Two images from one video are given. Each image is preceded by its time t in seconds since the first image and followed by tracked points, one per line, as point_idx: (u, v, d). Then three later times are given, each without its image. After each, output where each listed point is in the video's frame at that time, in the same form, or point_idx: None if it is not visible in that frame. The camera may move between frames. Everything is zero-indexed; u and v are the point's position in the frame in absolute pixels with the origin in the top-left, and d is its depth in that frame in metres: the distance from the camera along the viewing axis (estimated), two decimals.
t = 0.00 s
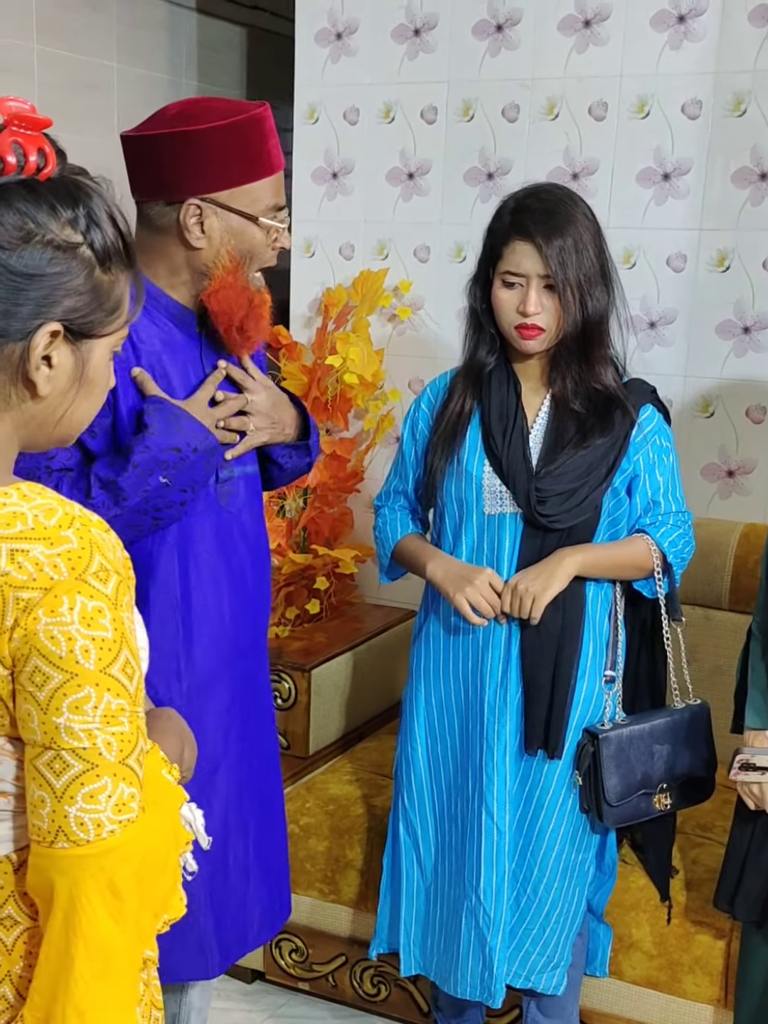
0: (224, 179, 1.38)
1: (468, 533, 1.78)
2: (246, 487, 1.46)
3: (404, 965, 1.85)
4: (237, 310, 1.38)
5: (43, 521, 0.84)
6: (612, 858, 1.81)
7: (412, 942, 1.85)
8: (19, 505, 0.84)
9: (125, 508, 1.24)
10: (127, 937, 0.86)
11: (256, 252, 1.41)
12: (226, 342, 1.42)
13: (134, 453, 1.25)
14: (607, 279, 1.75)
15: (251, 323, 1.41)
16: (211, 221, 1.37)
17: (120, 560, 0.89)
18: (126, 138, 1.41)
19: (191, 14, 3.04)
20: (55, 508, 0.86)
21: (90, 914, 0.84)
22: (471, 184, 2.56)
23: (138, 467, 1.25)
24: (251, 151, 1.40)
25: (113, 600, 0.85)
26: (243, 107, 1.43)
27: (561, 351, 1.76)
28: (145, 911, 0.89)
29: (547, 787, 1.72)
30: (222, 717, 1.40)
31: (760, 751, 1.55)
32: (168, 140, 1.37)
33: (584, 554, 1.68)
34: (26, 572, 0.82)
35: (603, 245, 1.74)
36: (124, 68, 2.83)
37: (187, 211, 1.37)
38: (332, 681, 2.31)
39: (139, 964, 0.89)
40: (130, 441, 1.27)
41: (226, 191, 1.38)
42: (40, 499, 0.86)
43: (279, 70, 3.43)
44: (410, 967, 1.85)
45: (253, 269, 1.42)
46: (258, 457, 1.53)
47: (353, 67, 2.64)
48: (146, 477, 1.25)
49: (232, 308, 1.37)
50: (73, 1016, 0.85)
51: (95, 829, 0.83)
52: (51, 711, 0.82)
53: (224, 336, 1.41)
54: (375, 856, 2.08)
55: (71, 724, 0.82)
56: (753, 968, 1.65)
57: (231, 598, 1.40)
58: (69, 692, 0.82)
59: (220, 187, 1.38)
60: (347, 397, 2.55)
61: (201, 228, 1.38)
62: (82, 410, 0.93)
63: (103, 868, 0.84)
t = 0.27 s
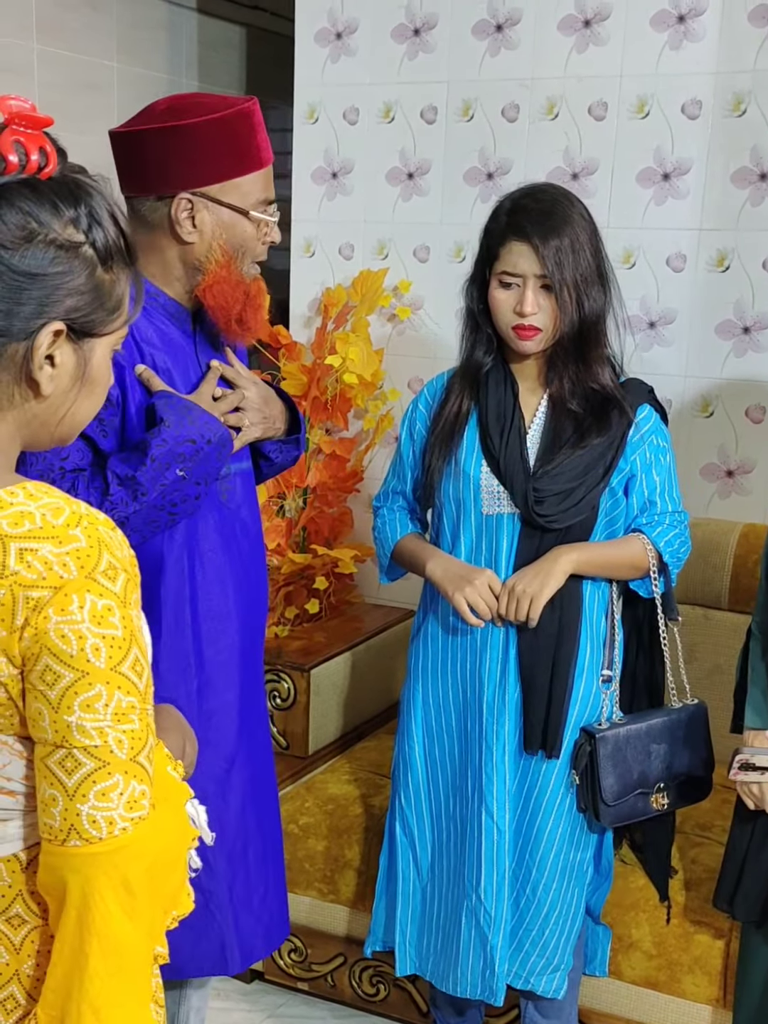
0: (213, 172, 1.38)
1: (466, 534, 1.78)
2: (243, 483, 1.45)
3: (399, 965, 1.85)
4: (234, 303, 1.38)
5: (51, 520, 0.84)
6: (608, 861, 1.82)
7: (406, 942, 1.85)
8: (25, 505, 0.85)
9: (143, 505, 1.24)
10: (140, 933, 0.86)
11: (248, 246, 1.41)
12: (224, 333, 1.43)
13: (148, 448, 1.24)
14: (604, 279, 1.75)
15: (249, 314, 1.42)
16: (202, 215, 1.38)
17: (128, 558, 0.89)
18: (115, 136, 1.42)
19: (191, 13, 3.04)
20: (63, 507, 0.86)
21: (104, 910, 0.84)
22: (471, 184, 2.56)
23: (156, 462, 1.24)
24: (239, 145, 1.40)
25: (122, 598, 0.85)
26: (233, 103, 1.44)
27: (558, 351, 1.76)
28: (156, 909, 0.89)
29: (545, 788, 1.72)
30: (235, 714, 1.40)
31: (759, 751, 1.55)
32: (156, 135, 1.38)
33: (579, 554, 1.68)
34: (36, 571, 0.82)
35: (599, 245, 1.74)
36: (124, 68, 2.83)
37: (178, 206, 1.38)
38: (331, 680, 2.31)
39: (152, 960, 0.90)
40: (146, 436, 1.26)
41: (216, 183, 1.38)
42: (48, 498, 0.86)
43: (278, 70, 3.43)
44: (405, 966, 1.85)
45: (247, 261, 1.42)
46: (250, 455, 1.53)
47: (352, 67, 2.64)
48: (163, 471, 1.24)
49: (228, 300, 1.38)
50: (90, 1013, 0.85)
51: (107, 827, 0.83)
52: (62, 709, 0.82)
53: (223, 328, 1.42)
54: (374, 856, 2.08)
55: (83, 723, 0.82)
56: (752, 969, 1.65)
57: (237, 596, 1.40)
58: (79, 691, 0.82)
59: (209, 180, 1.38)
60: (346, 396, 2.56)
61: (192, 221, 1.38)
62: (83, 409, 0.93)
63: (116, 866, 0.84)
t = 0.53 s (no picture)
0: (206, 168, 1.37)
1: (463, 533, 1.78)
2: (238, 481, 1.45)
3: (401, 962, 1.85)
4: (229, 299, 1.39)
5: (57, 519, 0.84)
6: (605, 861, 1.82)
7: (407, 941, 1.85)
8: (31, 504, 0.84)
9: (136, 502, 1.24)
10: (147, 932, 0.86)
11: (242, 243, 1.41)
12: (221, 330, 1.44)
13: (140, 445, 1.24)
14: (600, 279, 1.75)
15: (245, 309, 1.42)
16: (195, 213, 1.37)
17: (132, 557, 0.89)
18: (108, 132, 1.41)
19: (190, 12, 3.04)
20: (69, 506, 0.85)
21: (111, 909, 0.84)
22: (470, 183, 2.56)
23: (149, 458, 1.24)
24: (233, 141, 1.40)
25: (128, 597, 0.85)
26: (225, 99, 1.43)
27: (554, 350, 1.76)
28: (162, 908, 0.89)
29: (543, 787, 1.71)
30: (232, 710, 1.39)
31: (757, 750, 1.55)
32: (150, 131, 1.37)
33: (576, 553, 1.68)
34: (43, 571, 0.82)
35: (595, 244, 1.74)
36: (123, 67, 2.83)
37: (172, 204, 1.37)
38: (330, 679, 2.31)
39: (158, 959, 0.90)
40: (138, 433, 1.26)
41: (210, 178, 1.38)
42: (54, 496, 0.85)
43: (277, 69, 3.43)
44: (405, 965, 1.85)
45: (240, 259, 1.42)
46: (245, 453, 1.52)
47: (352, 66, 2.64)
48: (156, 468, 1.24)
49: (223, 297, 1.38)
50: (97, 1012, 0.85)
51: (114, 826, 0.83)
52: (70, 709, 0.82)
53: (219, 324, 1.42)
54: (373, 856, 2.08)
55: (90, 722, 0.82)
56: (751, 968, 1.65)
57: (235, 593, 1.40)
58: (87, 690, 0.82)
59: (201, 178, 1.37)
60: (345, 395, 2.56)
61: (185, 220, 1.38)
62: (86, 407, 0.93)
63: (123, 865, 0.84)
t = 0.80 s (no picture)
0: (198, 168, 1.38)
1: (459, 534, 1.78)
2: (233, 480, 1.45)
3: (402, 960, 1.85)
4: (220, 299, 1.38)
5: (54, 520, 0.84)
6: (602, 861, 1.82)
7: (405, 940, 1.85)
8: (28, 505, 0.84)
9: (127, 500, 1.24)
10: (142, 932, 0.86)
11: (234, 242, 1.41)
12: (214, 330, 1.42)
13: (131, 444, 1.24)
14: (594, 279, 1.75)
15: (237, 309, 1.41)
16: (187, 212, 1.37)
17: (128, 558, 0.89)
18: (101, 131, 1.42)
19: (189, 12, 3.04)
20: (66, 507, 0.86)
21: (106, 909, 0.84)
22: (469, 183, 2.55)
23: (140, 457, 1.24)
24: (224, 143, 1.40)
25: (124, 598, 0.85)
26: (216, 99, 1.43)
27: (550, 350, 1.76)
28: (157, 908, 0.89)
29: (540, 787, 1.71)
30: (228, 708, 1.39)
31: (752, 749, 1.55)
32: (144, 130, 1.37)
33: (572, 553, 1.68)
34: (39, 571, 0.82)
35: (590, 244, 1.74)
36: (122, 67, 2.83)
37: (164, 203, 1.37)
38: (328, 679, 2.31)
39: (152, 959, 0.90)
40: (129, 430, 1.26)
41: (202, 179, 1.39)
42: (51, 497, 0.85)
43: (276, 69, 3.43)
44: (404, 964, 1.85)
45: (233, 258, 1.42)
46: (242, 452, 1.52)
47: (350, 66, 2.64)
48: (147, 466, 1.24)
49: (215, 296, 1.37)
50: (91, 1012, 0.85)
51: (109, 826, 0.83)
52: (65, 709, 0.82)
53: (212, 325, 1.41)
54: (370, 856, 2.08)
55: (85, 723, 0.82)
56: (747, 968, 1.65)
57: (231, 592, 1.40)
58: (83, 690, 0.82)
59: (192, 178, 1.38)
60: (344, 395, 2.56)
61: (177, 219, 1.38)
62: (83, 408, 0.93)
63: (118, 864, 0.84)
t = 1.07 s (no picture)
0: (189, 167, 1.38)
1: (456, 534, 1.78)
2: (232, 478, 1.44)
3: (397, 963, 1.85)
4: (213, 297, 1.38)
5: (47, 519, 0.84)
6: (590, 867, 1.83)
7: (403, 942, 1.85)
8: (22, 503, 0.84)
9: (121, 495, 1.24)
10: (134, 931, 0.86)
11: (228, 240, 1.40)
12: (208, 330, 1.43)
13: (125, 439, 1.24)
14: (590, 279, 1.74)
15: (229, 309, 1.41)
16: (180, 209, 1.37)
17: (122, 558, 0.89)
18: (96, 130, 1.42)
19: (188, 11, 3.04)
20: (59, 506, 0.85)
21: (98, 909, 0.84)
22: (468, 182, 2.55)
23: (134, 452, 1.24)
24: (217, 141, 1.40)
25: (117, 597, 0.85)
26: (210, 95, 1.43)
27: (546, 350, 1.76)
28: (149, 908, 0.89)
29: (537, 787, 1.71)
30: (225, 707, 1.39)
31: (749, 749, 1.55)
32: (138, 132, 1.38)
33: (569, 552, 1.67)
34: (31, 570, 0.82)
35: (585, 244, 1.74)
36: (121, 66, 2.83)
37: (156, 201, 1.37)
38: (326, 679, 2.31)
39: (145, 958, 0.89)
40: (124, 425, 1.26)
41: (194, 176, 1.38)
42: (44, 497, 0.85)
43: (275, 69, 3.43)
44: (402, 965, 1.85)
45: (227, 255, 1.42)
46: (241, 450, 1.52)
47: (349, 65, 2.64)
48: (141, 462, 1.24)
49: (207, 294, 1.37)
50: (82, 1011, 0.85)
51: (101, 826, 0.83)
52: (56, 708, 0.82)
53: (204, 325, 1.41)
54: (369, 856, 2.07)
55: (77, 722, 0.82)
56: (745, 968, 1.65)
57: (228, 592, 1.40)
58: (74, 690, 0.82)
59: (185, 175, 1.38)
60: (343, 395, 2.55)
61: (170, 216, 1.38)
62: (80, 407, 0.92)
63: (110, 864, 0.84)
